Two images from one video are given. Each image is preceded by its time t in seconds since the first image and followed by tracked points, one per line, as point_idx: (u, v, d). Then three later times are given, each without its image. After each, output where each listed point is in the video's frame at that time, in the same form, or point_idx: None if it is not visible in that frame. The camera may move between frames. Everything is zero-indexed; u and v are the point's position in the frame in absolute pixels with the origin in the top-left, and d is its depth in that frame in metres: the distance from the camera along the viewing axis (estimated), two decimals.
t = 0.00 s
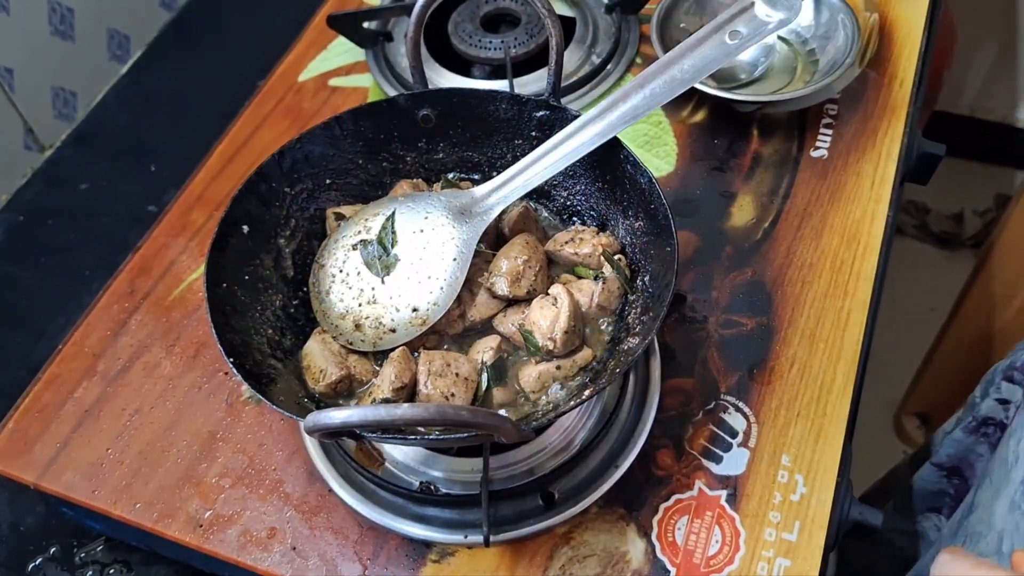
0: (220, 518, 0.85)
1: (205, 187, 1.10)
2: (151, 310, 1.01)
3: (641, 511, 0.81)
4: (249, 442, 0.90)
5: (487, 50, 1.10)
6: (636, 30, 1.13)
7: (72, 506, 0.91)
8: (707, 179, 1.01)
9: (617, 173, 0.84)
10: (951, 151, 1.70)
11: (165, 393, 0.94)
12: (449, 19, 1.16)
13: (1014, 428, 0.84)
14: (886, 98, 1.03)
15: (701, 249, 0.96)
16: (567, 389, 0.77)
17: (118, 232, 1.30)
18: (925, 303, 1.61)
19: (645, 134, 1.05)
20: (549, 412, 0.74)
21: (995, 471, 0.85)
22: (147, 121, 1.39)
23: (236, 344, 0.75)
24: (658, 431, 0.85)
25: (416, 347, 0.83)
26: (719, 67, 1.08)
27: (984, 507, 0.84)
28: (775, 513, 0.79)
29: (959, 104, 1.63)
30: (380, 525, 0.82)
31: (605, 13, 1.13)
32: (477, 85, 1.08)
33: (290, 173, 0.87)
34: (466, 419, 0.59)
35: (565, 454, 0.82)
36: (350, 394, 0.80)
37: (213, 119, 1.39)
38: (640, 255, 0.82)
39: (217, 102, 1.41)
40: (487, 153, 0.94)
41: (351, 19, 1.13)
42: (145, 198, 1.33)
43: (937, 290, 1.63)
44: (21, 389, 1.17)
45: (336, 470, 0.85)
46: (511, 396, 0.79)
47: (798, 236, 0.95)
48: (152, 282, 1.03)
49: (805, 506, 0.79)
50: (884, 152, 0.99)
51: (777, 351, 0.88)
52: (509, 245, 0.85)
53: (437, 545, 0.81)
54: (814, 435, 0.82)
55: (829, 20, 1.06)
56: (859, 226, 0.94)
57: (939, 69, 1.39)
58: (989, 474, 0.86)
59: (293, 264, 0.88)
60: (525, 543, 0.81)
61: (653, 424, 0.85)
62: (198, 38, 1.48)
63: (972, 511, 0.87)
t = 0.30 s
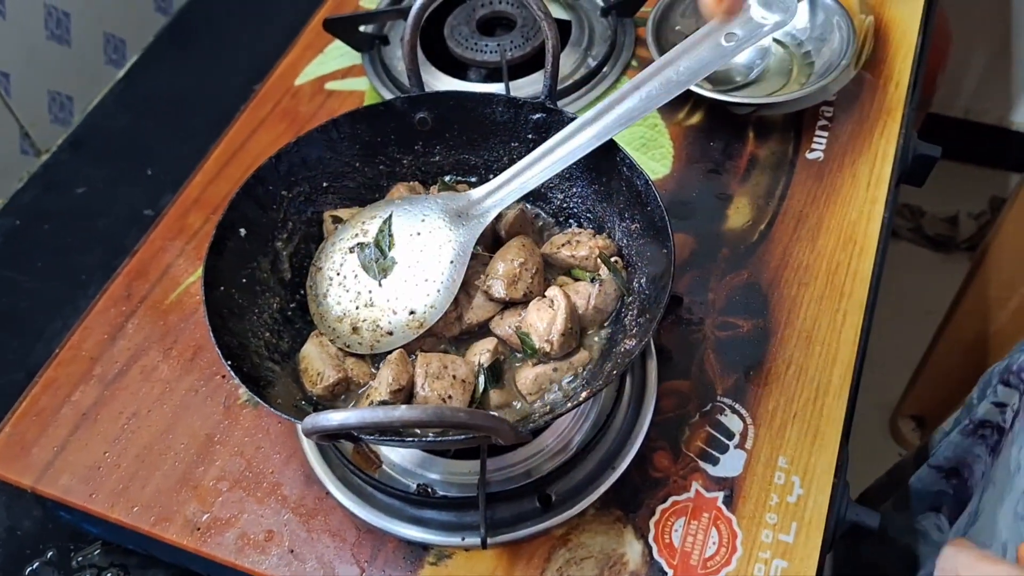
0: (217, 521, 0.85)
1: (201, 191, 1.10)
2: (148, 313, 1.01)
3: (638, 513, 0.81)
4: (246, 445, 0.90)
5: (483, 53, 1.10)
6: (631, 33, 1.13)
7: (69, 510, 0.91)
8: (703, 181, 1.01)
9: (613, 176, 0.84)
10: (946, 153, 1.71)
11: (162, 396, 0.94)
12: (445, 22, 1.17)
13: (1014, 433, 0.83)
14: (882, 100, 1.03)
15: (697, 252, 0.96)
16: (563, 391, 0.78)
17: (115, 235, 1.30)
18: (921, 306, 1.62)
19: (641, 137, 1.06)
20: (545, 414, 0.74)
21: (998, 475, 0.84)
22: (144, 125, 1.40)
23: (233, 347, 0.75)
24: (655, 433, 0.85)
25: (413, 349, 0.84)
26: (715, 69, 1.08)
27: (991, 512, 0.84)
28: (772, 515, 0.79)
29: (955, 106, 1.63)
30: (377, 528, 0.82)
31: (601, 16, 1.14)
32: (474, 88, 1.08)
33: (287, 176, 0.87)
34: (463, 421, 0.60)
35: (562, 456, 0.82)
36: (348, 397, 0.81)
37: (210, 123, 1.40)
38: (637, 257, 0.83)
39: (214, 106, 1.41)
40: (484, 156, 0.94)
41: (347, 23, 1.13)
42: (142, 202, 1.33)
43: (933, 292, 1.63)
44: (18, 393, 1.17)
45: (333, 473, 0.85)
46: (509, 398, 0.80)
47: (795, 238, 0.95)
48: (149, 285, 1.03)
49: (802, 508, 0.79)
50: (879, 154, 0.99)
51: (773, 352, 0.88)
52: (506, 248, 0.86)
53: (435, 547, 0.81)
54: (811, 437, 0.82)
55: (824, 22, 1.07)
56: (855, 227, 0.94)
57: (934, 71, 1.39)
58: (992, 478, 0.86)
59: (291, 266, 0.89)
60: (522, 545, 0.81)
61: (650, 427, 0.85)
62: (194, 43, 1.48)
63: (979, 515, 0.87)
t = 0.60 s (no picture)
0: (213, 525, 0.85)
1: (197, 196, 1.10)
2: (144, 318, 1.01)
3: (634, 516, 0.81)
4: (242, 449, 0.90)
5: (478, 58, 1.11)
6: (626, 38, 1.14)
7: (65, 515, 0.91)
8: (698, 185, 1.02)
9: (608, 180, 0.85)
10: (940, 156, 1.71)
11: (158, 401, 0.94)
12: (440, 27, 1.17)
13: (1013, 439, 0.85)
14: (876, 104, 1.04)
15: (692, 256, 0.96)
16: (558, 395, 0.78)
17: (112, 240, 1.30)
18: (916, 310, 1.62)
19: (636, 141, 1.06)
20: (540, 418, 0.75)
21: (997, 482, 0.86)
22: (140, 130, 1.40)
23: (229, 351, 0.76)
24: (650, 436, 0.86)
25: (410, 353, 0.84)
26: (709, 74, 1.09)
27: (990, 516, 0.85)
28: (768, 518, 0.79)
29: (949, 110, 1.64)
30: (373, 532, 0.82)
31: (596, 21, 1.14)
32: (469, 93, 1.08)
33: (283, 180, 0.87)
34: (459, 424, 0.60)
35: (557, 460, 0.82)
36: (344, 401, 0.81)
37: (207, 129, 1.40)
38: (631, 261, 0.83)
39: (210, 111, 1.41)
40: (479, 160, 0.95)
41: (342, 27, 1.13)
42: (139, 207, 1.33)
43: (927, 296, 1.64)
44: (14, 399, 1.17)
45: (329, 477, 0.85)
46: (503, 402, 0.80)
47: (789, 241, 0.95)
48: (145, 290, 1.03)
49: (798, 511, 0.79)
50: (874, 157, 1.00)
51: (768, 356, 0.88)
52: (502, 251, 0.86)
53: (431, 551, 0.81)
54: (806, 440, 0.82)
55: (818, 26, 1.07)
56: (849, 230, 0.95)
57: (927, 75, 1.40)
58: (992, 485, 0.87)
59: (286, 271, 0.89)
60: (518, 549, 0.81)
61: (645, 430, 0.85)
62: (189, 49, 1.48)
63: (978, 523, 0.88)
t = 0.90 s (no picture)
0: (210, 531, 0.85)
1: (193, 200, 1.09)
2: (140, 323, 1.00)
3: (633, 521, 0.81)
4: (239, 455, 0.90)
5: (474, 62, 1.11)
6: (623, 42, 1.14)
7: (61, 522, 0.90)
8: (696, 189, 1.02)
9: (605, 183, 0.85)
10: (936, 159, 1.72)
11: (154, 407, 0.94)
12: (436, 31, 1.17)
13: None
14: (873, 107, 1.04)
15: (690, 259, 0.96)
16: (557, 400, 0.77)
17: (108, 246, 1.30)
18: (914, 312, 1.62)
19: (633, 144, 1.06)
20: (539, 423, 0.74)
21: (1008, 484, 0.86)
22: (135, 135, 1.39)
23: (226, 357, 0.75)
24: (649, 441, 0.85)
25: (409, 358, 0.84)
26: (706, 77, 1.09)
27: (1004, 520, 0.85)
28: (767, 522, 0.79)
29: (945, 114, 1.64)
30: (371, 538, 0.82)
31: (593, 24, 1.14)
32: (466, 96, 1.08)
33: (279, 185, 0.87)
34: (458, 430, 0.59)
35: (555, 465, 0.82)
36: (341, 407, 0.80)
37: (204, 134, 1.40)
38: (629, 264, 0.83)
39: (206, 116, 1.41)
40: (476, 164, 0.95)
41: (338, 32, 1.13)
42: (135, 212, 1.33)
43: (924, 299, 1.63)
44: (10, 404, 1.16)
45: (326, 482, 0.85)
46: (501, 407, 0.79)
47: (787, 245, 0.95)
48: (141, 295, 1.02)
49: (797, 515, 0.79)
50: (871, 161, 1.00)
51: (766, 360, 0.88)
52: (499, 256, 0.86)
53: (429, 557, 0.81)
54: (805, 444, 0.82)
55: (815, 29, 1.07)
56: (847, 234, 0.95)
57: (924, 78, 1.40)
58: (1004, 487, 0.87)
59: (283, 276, 0.88)
60: (516, 555, 0.80)
61: (643, 435, 0.85)
62: (184, 53, 1.48)
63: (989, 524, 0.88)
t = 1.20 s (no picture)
0: (217, 534, 0.85)
1: (197, 203, 1.09)
2: (145, 326, 1.00)
3: (640, 522, 0.81)
4: (245, 457, 0.90)
5: (478, 64, 1.11)
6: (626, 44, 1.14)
7: (68, 524, 0.90)
8: (700, 190, 1.02)
9: (611, 185, 0.85)
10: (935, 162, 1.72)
11: (161, 409, 0.94)
12: (439, 33, 1.17)
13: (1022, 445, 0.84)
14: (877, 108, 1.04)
15: (694, 261, 0.96)
16: (566, 401, 0.77)
17: (111, 249, 1.30)
18: (915, 314, 1.62)
19: (637, 146, 1.06)
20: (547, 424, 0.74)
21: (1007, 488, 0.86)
22: (138, 139, 1.40)
23: (235, 358, 0.75)
24: (656, 442, 0.85)
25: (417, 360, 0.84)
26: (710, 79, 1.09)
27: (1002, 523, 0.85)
28: (775, 523, 0.79)
29: (944, 116, 1.65)
30: (379, 539, 0.82)
31: (596, 26, 1.14)
32: (469, 99, 1.08)
33: (286, 187, 0.87)
34: (470, 430, 0.59)
35: (563, 466, 0.82)
36: (349, 408, 0.80)
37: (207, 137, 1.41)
38: (637, 265, 0.83)
39: (209, 119, 1.41)
40: (482, 166, 0.95)
41: (341, 34, 1.13)
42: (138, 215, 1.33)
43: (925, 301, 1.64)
44: (15, 408, 1.16)
45: (333, 484, 0.85)
46: (509, 409, 0.80)
47: (793, 246, 0.95)
48: (146, 297, 1.02)
49: (805, 516, 0.79)
50: (876, 162, 1.00)
51: (772, 361, 0.88)
52: (506, 257, 0.86)
53: (436, 558, 0.81)
54: (812, 444, 0.82)
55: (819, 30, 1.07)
56: (853, 235, 0.95)
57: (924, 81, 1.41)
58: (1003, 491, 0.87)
59: (289, 278, 0.88)
60: (524, 555, 0.80)
61: (650, 436, 0.85)
62: (186, 56, 1.48)
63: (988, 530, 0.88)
